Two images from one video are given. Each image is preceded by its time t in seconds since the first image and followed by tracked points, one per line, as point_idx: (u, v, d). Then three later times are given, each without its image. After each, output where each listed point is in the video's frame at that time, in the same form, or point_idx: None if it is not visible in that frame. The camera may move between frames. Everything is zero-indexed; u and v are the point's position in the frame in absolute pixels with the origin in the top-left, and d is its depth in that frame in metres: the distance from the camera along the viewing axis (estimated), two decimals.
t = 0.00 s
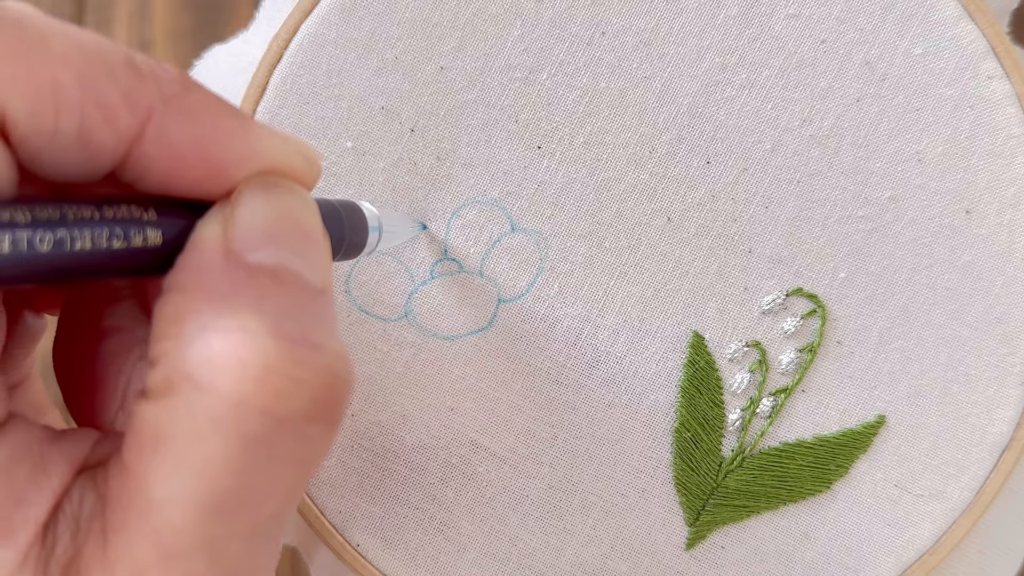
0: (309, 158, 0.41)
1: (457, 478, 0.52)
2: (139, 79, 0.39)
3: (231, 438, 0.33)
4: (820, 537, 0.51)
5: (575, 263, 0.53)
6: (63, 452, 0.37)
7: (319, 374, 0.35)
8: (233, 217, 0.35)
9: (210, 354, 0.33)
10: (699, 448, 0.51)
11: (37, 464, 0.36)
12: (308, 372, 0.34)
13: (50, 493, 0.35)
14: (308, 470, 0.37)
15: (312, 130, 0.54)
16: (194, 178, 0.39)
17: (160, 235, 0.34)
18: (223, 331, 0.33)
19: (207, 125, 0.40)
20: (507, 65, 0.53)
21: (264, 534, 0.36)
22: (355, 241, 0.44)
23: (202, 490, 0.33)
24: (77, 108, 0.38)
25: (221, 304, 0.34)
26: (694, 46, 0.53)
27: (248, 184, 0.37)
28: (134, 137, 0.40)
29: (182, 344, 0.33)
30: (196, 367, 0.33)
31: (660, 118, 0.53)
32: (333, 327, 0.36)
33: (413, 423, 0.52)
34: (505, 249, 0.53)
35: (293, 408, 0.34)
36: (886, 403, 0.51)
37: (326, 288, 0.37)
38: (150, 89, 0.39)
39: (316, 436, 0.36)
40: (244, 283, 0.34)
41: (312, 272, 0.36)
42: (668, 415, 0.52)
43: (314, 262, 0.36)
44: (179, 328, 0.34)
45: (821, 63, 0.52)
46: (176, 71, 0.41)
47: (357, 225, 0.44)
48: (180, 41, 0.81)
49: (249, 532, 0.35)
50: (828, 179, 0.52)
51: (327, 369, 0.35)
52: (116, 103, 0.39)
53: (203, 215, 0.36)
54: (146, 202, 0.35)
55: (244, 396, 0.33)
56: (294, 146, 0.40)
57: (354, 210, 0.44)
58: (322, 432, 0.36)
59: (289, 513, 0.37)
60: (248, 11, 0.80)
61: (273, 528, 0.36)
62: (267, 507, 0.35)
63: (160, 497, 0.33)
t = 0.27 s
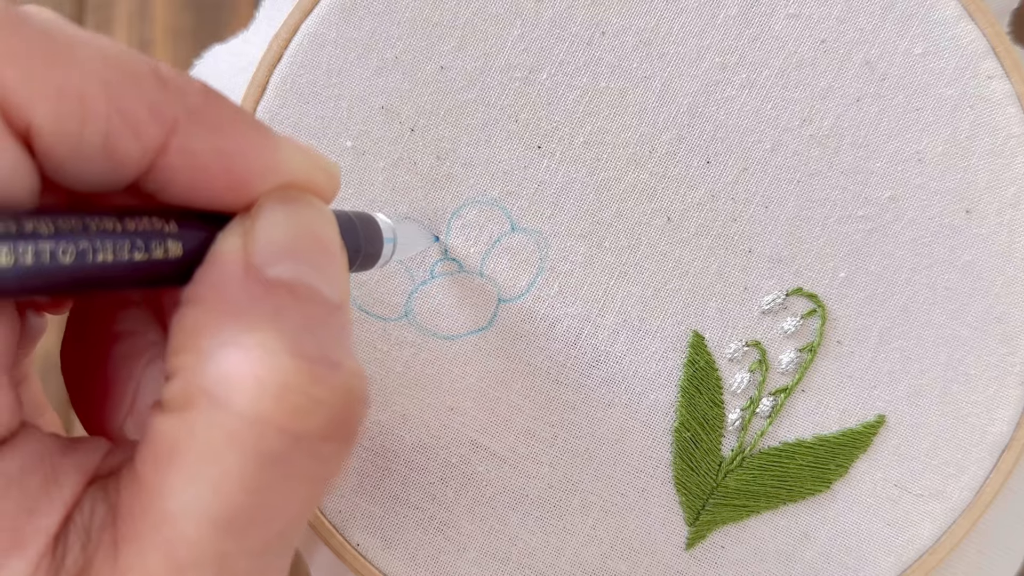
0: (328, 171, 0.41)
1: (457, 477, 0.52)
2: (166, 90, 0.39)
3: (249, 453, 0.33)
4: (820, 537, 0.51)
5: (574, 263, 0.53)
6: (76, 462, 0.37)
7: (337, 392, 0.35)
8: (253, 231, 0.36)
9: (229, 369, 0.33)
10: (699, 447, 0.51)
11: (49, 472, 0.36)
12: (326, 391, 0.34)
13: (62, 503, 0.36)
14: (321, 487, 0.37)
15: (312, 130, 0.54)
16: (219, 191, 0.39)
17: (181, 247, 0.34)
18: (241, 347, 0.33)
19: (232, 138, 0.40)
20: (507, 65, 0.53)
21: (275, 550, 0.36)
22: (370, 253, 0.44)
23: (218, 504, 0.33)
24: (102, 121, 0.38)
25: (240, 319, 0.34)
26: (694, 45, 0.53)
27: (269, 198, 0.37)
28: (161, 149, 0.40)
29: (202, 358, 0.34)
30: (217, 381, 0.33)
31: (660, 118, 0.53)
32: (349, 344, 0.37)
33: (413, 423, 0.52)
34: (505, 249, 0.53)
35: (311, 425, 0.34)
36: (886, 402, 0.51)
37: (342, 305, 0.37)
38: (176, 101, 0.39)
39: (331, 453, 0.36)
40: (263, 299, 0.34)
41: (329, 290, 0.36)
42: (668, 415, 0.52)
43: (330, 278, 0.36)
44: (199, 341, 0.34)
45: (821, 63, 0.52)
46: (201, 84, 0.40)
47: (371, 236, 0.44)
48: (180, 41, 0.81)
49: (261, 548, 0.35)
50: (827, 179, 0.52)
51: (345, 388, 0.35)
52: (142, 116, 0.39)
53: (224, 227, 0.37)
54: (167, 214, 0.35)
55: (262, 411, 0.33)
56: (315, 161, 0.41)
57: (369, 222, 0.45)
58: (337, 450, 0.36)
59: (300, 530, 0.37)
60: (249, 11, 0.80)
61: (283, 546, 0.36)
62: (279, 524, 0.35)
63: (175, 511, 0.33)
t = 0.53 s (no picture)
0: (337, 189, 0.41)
1: (457, 478, 0.52)
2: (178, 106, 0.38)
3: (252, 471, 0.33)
4: (820, 537, 0.51)
5: (575, 263, 0.53)
6: (71, 473, 0.37)
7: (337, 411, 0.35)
8: (256, 248, 0.35)
9: (228, 387, 0.33)
10: (699, 448, 0.51)
11: (46, 483, 0.36)
12: (327, 411, 0.34)
13: (55, 515, 0.36)
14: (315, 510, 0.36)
15: (312, 130, 0.54)
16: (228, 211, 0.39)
17: (186, 263, 0.34)
18: (240, 364, 0.33)
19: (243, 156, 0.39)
20: (508, 65, 0.53)
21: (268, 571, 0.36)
22: (375, 271, 0.44)
23: (217, 521, 0.33)
24: (107, 131, 0.38)
25: (240, 335, 0.34)
26: (694, 46, 0.53)
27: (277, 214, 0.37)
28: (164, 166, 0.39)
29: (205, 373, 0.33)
30: (222, 397, 0.33)
31: (660, 118, 0.53)
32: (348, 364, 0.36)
33: (413, 424, 0.52)
34: (505, 249, 0.53)
35: (312, 444, 0.34)
36: (886, 402, 0.51)
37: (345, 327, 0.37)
38: (188, 117, 0.39)
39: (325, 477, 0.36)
40: (263, 315, 0.34)
41: (330, 308, 0.36)
42: (668, 415, 0.52)
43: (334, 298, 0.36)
44: (201, 356, 0.33)
45: (821, 63, 0.52)
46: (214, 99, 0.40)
47: (377, 256, 0.44)
48: (180, 41, 0.81)
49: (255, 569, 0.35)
50: (827, 179, 0.52)
51: (346, 408, 0.35)
52: (151, 130, 0.38)
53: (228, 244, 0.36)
54: (173, 228, 0.35)
55: (251, 431, 0.33)
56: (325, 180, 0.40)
57: (376, 242, 0.45)
58: (335, 469, 0.36)
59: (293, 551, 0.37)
60: (249, 10, 0.79)
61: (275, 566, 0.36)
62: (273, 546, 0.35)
63: (165, 528, 0.33)
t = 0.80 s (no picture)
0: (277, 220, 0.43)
1: (456, 478, 0.52)
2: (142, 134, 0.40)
3: (91, 428, 0.33)
4: (819, 537, 0.51)
5: (575, 262, 0.52)
6: None
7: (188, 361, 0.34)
8: (118, 213, 0.36)
9: (81, 347, 0.33)
10: (699, 447, 0.51)
11: None
12: (174, 358, 0.34)
13: None
14: (199, 465, 0.36)
15: (311, 129, 0.53)
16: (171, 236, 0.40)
17: (48, 233, 0.36)
18: (96, 322, 0.33)
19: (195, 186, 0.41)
20: (508, 64, 0.53)
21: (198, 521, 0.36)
22: (278, 250, 0.43)
23: (79, 482, 0.33)
24: (49, 138, 0.40)
25: (94, 292, 0.33)
26: (694, 45, 0.53)
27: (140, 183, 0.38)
28: (99, 170, 0.39)
29: (45, 339, 0.33)
30: (57, 362, 0.33)
31: (661, 117, 0.53)
32: (225, 316, 0.36)
33: (412, 424, 0.52)
34: (505, 249, 0.53)
35: (150, 398, 0.33)
36: (887, 403, 0.51)
37: (225, 282, 0.37)
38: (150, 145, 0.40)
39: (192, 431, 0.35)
40: (123, 273, 0.34)
41: (198, 260, 0.35)
42: (668, 415, 0.51)
43: (210, 255, 0.36)
44: (46, 323, 0.33)
45: (822, 63, 0.52)
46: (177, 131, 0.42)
47: (282, 232, 0.43)
48: (180, 41, 0.81)
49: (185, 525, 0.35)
50: (828, 179, 0.52)
51: (197, 357, 0.34)
52: (89, 135, 0.40)
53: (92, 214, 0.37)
54: (36, 202, 0.36)
55: (74, 387, 0.33)
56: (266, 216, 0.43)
57: (282, 216, 0.44)
58: (200, 423, 0.35)
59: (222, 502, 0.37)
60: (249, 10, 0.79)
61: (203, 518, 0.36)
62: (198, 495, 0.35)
63: (40, 493, 0.33)
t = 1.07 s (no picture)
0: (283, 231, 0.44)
1: (456, 478, 0.52)
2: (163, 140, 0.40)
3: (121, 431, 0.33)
4: (819, 537, 0.51)
5: (574, 262, 0.52)
6: None
7: (217, 365, 0.34)
8: (142, 217, 0.36)
9: (112, 349, 0.33)
10: (699, 447, 0.51)
11: None
12: (203, 361, 0.34)
13: None
14: (223, 466, 0.36)
15: (311, 129, 0.53)
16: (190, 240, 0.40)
17: (72, 238, 0.35)
18: (127, 326, 0.33)
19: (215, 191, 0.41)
20: (507, 64, 0.53)
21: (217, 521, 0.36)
22: (289, 256, 0.44)
23: (107, 484, 0.33)
24: (76, 144, 0.40)
25: (123, 296, 0.34)
26: (694, 45, 0.53)
27: (162, 188, 0.38)
28: (123, 174, 0.39)
29: (75, 343, 0.33)
30: (86, 364, 0.33)
31: (660, 117, 0.53)
32: (247, 320, 0.36)
33: (411, 423, 0.52)
34: (505, 249, 0.53)
35: (181, 402, 0.34)
36: (886, 403, 0.51)
37: (245, 287, 0.37)
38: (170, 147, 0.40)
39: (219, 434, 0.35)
40: (150, 278, 0.34)
41: (222, 266, 0.36)
42: (667, 415, 0.51)
43: (231, 260, 0.36)
44: (75, 327, 0.34)
45: (822, 62, 0.52)
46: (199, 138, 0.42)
47: (293, 239, 0.44)
48: (180, 40, 0.81)
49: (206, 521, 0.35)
50: (828, 179, 0.52)
51: (227, 362, 0.34)
52: (114, 141, 0.40)
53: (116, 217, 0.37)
54: (59, 205, 0.36)
55: (104, 390, 0.33)
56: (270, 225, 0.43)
57: (292, 224, 0.44)
58: (226, 426, 0.35)
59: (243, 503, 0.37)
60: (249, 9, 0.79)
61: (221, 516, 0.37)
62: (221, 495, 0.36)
63: (65, 495, 0.33)
